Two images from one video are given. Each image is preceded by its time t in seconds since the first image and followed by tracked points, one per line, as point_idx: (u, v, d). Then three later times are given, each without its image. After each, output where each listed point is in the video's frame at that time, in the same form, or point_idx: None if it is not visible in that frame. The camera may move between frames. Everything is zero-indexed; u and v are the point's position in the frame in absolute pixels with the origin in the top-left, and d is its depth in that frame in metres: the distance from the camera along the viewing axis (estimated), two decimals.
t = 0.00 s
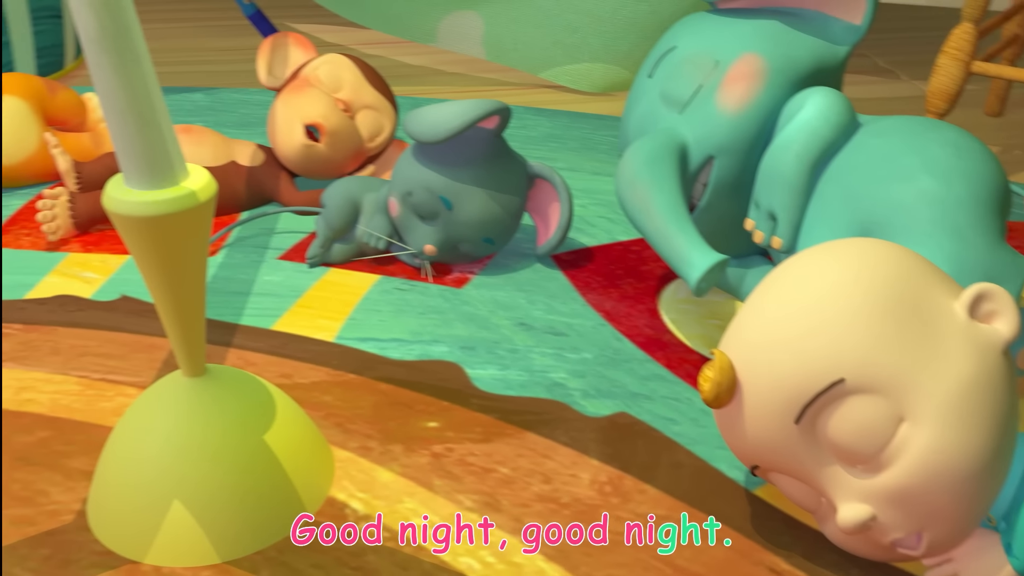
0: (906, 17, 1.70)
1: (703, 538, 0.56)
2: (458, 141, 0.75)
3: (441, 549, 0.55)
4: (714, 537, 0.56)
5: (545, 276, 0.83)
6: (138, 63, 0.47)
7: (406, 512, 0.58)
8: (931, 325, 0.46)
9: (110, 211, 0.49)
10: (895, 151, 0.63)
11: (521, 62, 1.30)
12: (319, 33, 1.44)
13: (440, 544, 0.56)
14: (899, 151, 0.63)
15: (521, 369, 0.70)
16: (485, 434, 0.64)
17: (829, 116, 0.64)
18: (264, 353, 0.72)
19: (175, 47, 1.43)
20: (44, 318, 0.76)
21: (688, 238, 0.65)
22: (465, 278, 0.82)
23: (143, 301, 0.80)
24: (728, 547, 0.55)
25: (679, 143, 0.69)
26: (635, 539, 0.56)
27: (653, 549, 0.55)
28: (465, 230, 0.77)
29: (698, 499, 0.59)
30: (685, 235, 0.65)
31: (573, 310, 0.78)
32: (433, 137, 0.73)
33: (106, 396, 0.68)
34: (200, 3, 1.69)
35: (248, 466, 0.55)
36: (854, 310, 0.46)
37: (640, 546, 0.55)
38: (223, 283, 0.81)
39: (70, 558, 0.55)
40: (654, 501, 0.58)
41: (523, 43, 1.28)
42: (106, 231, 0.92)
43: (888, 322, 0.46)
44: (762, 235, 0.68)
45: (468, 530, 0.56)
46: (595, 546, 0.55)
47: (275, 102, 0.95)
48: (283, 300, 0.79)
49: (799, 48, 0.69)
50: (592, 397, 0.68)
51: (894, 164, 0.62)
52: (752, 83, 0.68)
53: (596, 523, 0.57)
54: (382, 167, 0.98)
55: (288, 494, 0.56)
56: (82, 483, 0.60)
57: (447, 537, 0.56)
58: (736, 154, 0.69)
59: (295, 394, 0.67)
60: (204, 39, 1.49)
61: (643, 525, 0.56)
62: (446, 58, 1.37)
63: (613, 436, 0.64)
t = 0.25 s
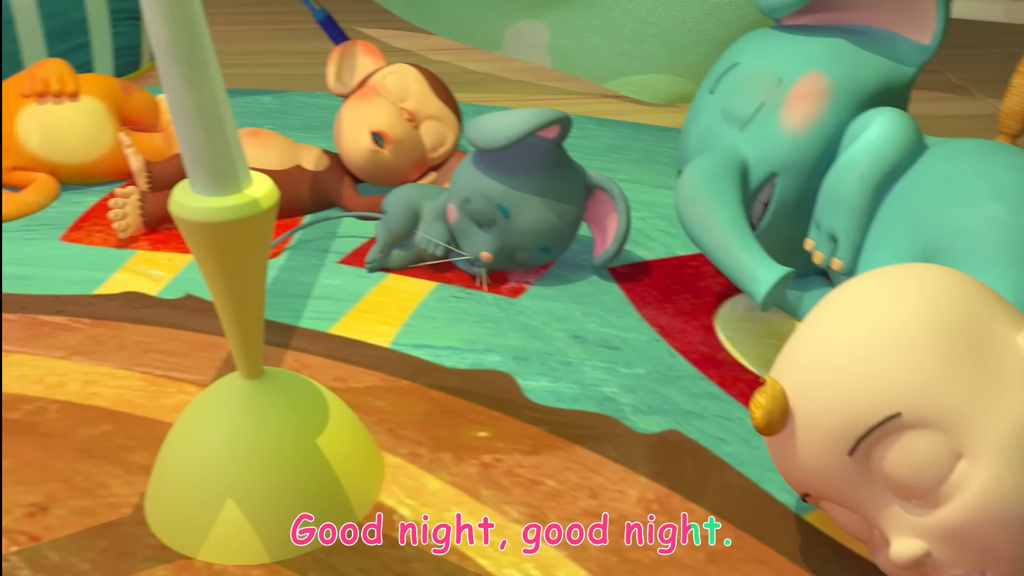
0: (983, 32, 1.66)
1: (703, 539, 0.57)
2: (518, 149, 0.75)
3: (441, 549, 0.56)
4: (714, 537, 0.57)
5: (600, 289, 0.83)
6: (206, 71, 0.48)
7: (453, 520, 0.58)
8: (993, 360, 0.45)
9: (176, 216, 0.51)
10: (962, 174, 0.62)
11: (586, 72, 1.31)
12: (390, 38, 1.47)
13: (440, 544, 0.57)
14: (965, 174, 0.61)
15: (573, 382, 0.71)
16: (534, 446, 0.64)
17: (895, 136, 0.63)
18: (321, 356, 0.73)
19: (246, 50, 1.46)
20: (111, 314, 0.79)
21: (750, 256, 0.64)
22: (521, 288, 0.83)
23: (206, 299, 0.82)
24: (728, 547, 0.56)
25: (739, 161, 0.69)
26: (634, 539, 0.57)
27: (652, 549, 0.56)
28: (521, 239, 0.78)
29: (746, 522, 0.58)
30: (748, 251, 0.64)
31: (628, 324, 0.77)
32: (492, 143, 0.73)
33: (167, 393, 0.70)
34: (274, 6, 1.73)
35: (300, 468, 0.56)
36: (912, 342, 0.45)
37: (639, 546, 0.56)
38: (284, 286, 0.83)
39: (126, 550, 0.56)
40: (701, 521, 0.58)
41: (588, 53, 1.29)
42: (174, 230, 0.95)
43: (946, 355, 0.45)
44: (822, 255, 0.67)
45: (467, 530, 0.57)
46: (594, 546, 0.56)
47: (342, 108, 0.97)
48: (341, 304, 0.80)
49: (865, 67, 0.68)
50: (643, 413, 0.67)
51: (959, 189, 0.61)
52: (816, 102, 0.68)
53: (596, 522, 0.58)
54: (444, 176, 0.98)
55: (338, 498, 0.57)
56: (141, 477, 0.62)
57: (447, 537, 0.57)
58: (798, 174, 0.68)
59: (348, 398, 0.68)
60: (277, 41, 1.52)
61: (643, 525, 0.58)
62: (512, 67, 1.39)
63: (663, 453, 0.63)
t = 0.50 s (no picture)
0: None
1: (703, 539, 0.58)
2: (577, 161, 0.76)
3: (441, 549, 0.58)
4: (714, 536, 0.58)
5: (656, 303, 0.82)
6: (272, 83, 0.49)
7: (499, 531, 0.59)
8: None
9: (238, 222, 0.52)
10: None
11: (651, 82, 1.30)
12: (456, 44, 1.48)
13: (441, 545, 0.58)
14: None
15: (625, 397, 0.71)
16: (583, 459, 0.64)
17: (962, 160, 0.62)
18: (376, 361, 0.74)
19: (316, 53, 1.49)
20: (175, 311, 0.81)
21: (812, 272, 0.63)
22: (576, 300, 0.83)
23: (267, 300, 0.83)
24: (728, 547, 0.57)
25: (800, 180, 0.68)
26: (635, 539, 0.58)
27: (653, 548, 0.57)
28: (578, 250, 0.78)
29: (795, 546, 0.57)
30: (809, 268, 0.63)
31: (683, 340, 0.77)
32: (551, 153, 0.73)
33: (225, 391, 0.71)
34: (343, 8, 1.75)
35: (350, 473, 0.57)
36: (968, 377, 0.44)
37: (640, 546, 0.57)
38: (343, 289, 0.84)
39: (180, 545, 0.58)
40: (748, 544, 0.57)
41: (654, 64, 1.28)
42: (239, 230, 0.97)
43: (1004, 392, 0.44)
44: (883, 279, 0.66)
45: (468, 530, 0.59)
46: (595, 545, 0.57)
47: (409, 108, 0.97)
48: (397, 310, 0.81)
49: (932, 87, 0.67)
50: (693, 431, 0.67)
51: None
52: (881, 123, 0.67)
53: (596, 523, 0.59)
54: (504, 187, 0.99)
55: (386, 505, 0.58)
56: (197, 474, 0.63)
57: (448, 537, 0.59)
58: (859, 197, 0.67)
59: (401, 404, 0.69)
60: (346, 45, 1.54)
61: (643, 525, 0.59)
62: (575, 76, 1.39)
63: (712, 473, 0.63)
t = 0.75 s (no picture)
0: None
1: (703, 539, 0.59)
2: (637, 176, 0.76)
3: (441, 549, 0.59)
4: (714, 537, 0.59)
5: (711, 318, 0.82)
6: (334, 92, 0.50)
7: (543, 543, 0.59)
8: None
9: (297, 228, 0.53)
10: None
11: (716, 94, 1.29)
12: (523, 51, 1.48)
13: (441, 545, 0.59)
14: None
15: (675, 413, 0.70)
16: (630, 474, 0.64)
17: None
18: (429, 367, 0.75)
19: (384, 57, 1.51)
20: (236, 310, 0.83)
21: (868, 306, 0.62)
22: (631, 312, 0.83)
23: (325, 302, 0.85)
24: (728, 547, 0.58)
25: (861, 200, 0.67)
26: (634, 539, 0.59)
27: (652, 548, 0.58)
28: (634, 265, 0.78)
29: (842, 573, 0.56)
30: (863, 301, 0.62)
31: (736, 358, 0.77)
32: (611, 168, 0.72)
33: (281, 391, 0.73)
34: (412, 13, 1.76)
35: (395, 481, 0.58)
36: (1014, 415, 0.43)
37: (640, 546, 0.59)
38: (399, 294, 0.85)
39: (232, 541, 0.59)
40: (795, 568, 0.57)
41: (720, 75, 1.27)
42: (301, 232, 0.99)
43: None
44: (944, 304, 0.64)
45: (468, 530, 0.60)
46: (595, 545, 0.59)
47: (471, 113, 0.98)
48: (452, 317, 0.82)
49: (1001, 108, 0.66)
50: (743, 451, 0.66)
51: None
52: (946, 143, 0.66)
53: (597, 523, 0.60)
54: (562, 194, 1.00)
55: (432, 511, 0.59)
56: (251, 472, 0.65)
57: (448, 537, 0.59)
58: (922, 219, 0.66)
59: (452, 411, 0.70)
60: (412, 50, 1.55)
61: (643, 525, 0.60)
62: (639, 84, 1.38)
63: (761, 494, 0.62)
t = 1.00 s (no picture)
0: None
1: (703, 539, 0.60)
2: (695, 193, 0.75)
3: (440, 549, 0.59)
4: (714, 537, 0.60)
5: (766, 336, 0.81)
6: (391, 103, 0.51)
7: (584, 556, 0.59)
8: None
9: (352, 236, 0.54)
10: None
11: (781, 107, 1.28)
12: (587, 59, 1.51)
13: (440, 545, 0.59)
14: None
15: (724, 430, 0.70)
16: (675, 491, 0.64)
17: None
18: (479, 374, 0.76)
19: (449, 63, 1.53)
20: (294, 311, 0.85)
21: (917, 340, 0.61)
22: (684, 327, 0.82)
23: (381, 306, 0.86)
24: (727, 547, 0.59)
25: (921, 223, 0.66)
26: (634, 538, 0.60)
27: (652, 548, 0.59)
28: (688, 280, 0.77)
29: None
30: (914, 334, 0.61)
31: (789, 377, 0.76)
32: (669, 185, 0.72)
33: (333, 393, 0.74)
34: (479, 19, 1.78)
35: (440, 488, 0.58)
36: None
37: (640, 546, 0.60)
38: (454, 301, 0.86)
39: (280, 539, 0.60)
40: None
41: (785, 89, 1.26)
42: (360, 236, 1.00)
43: None
44: (1004, 331, 0.63)
45: (467, 530, 0.59)
46: (594, 545, 0.60)
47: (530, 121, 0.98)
48: (504, 325, 0.83)
49: None
50: (792, 472, 0.66)
51: None
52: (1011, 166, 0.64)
53: (596, 523, 0.62)
54: (620, 203, 1.00)
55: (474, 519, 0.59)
56: (301, 471, 0.66)
57: (448, 537, 0.59)
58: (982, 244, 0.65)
59: (500, 419, 0.70)
60: (478, 56, 1.56)
61: (643, 526, 0.61)
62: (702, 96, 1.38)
63: (808, 516, 0.62)
